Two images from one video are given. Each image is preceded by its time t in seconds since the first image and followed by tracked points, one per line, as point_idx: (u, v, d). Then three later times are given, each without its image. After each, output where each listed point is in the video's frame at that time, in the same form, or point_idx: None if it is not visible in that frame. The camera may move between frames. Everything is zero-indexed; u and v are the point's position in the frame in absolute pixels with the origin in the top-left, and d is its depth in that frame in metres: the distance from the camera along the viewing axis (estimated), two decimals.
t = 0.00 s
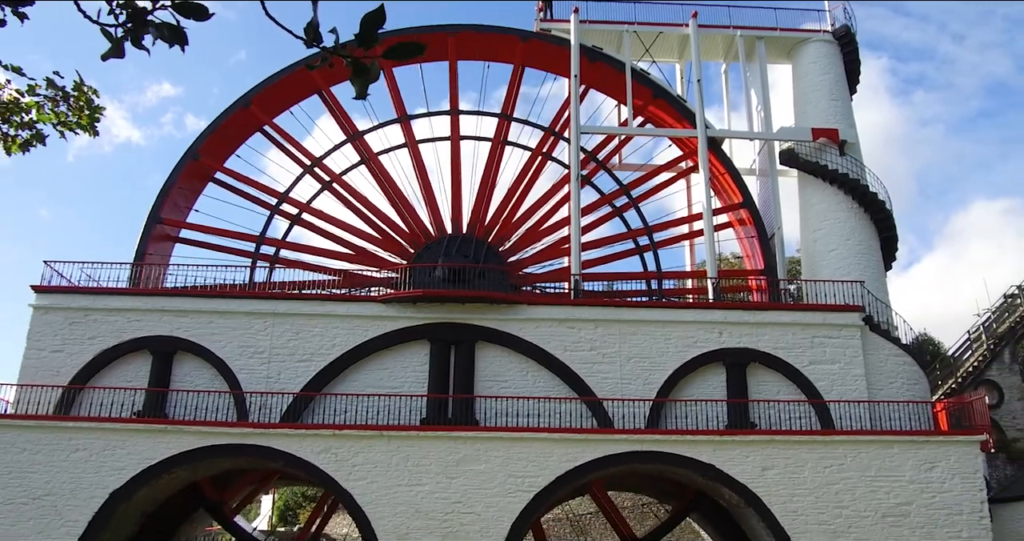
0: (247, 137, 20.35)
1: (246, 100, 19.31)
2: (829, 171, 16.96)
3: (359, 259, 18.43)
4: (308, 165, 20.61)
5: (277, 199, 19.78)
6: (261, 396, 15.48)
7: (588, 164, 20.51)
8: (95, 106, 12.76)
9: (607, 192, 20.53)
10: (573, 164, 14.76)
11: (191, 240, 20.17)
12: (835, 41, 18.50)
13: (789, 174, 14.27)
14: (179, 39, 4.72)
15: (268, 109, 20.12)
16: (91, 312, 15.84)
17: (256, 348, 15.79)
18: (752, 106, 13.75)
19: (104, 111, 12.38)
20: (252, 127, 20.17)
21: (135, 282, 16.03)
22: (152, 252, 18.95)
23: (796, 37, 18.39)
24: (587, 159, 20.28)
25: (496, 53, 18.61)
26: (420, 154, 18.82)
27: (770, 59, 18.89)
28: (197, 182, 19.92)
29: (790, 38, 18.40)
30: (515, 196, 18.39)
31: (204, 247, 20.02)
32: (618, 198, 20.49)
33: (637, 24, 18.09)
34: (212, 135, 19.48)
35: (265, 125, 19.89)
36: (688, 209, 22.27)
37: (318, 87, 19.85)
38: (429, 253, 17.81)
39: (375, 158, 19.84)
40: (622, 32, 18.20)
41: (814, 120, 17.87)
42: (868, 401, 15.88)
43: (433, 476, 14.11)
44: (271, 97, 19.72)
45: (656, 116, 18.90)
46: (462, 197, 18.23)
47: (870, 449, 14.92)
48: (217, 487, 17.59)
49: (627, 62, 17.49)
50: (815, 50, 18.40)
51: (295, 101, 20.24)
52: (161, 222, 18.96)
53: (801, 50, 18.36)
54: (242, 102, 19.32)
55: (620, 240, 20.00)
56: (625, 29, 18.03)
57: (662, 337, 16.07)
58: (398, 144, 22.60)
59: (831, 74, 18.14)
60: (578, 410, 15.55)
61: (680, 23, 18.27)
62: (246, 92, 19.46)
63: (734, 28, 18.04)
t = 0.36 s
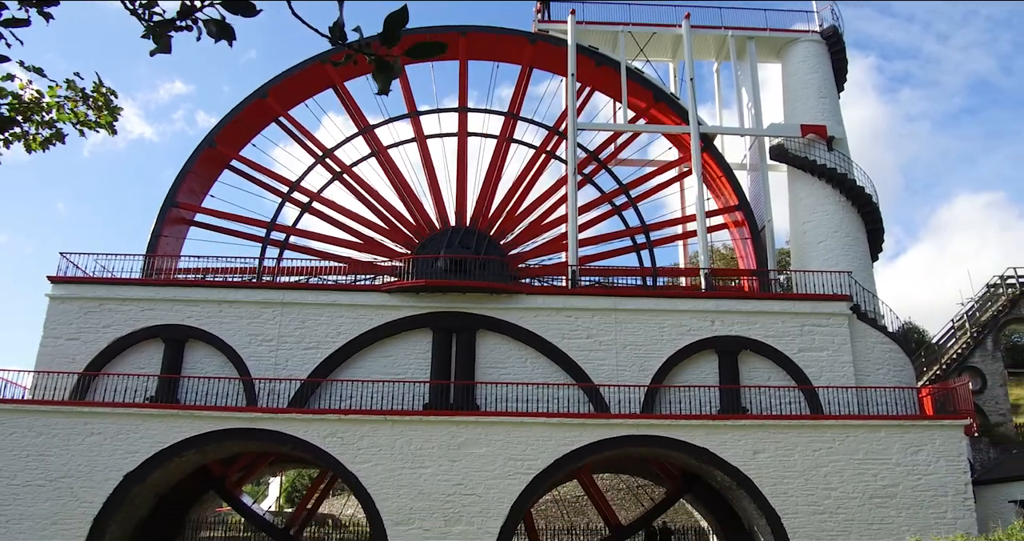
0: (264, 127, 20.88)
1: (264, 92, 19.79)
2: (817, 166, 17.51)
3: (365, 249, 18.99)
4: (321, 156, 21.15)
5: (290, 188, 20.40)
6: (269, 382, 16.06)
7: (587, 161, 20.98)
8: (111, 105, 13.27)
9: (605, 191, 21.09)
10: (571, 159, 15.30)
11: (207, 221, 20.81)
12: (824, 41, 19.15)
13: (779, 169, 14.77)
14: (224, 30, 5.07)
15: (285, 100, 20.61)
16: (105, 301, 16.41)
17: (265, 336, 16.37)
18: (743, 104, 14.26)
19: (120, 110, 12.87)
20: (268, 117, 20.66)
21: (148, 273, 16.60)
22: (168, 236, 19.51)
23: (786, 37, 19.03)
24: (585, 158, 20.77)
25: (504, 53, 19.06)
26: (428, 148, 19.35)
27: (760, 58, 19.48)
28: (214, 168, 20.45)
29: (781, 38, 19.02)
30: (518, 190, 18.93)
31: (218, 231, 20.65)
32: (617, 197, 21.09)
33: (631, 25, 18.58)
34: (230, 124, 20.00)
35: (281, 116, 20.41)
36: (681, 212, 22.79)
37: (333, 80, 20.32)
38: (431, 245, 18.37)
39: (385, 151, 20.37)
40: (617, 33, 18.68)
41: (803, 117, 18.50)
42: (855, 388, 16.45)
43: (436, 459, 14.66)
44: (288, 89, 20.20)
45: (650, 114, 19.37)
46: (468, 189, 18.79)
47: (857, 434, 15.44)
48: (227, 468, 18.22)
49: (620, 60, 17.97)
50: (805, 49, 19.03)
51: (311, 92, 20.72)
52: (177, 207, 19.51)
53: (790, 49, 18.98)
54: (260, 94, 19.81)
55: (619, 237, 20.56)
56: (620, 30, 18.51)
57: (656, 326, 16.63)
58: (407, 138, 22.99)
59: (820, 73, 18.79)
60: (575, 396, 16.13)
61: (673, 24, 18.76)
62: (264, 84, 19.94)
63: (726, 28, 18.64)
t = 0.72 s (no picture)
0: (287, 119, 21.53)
1: (286, 86, 20.39)
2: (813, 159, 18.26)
3: (380, 239, 19.64)
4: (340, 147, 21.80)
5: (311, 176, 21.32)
6: (286, 369, 16.73)
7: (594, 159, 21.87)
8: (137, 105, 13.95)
9: (613, 190, 21.92)
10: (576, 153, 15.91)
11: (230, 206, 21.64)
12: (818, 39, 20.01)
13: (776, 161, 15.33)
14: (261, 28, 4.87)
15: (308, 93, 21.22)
16: (129, 292, 17.12)
17: (282, 325, 17.05)
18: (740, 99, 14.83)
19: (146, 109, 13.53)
20: (291, 111, 21.28)
21: (170, 265, 17.30)
22: (191, 221, 20.23)
23: (780, 36, 19.96)
24: (592, 156, 21.54)
25: (519, 55, 19.65)
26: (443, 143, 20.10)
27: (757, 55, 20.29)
28: (237, 157, 21.12)
29: (776, 37, 19.96)
30: (528, 183, 19.56)
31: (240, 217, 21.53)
32: (623, 195, 21.91)
33: (632, 25, 19.27)
34: (254, 116, 20.66)
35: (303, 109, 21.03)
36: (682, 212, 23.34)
37: (354, 75, 20.89)
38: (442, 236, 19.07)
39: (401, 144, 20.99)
40: (619, 33, 19.37)
41: (800, 111, 19.25)
42: (851, 372, 17.00)
43: (446, 442, 15.24)
44: (310, 83, 20.80)
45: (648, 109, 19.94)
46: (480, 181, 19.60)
47: (853, 416, 16.00)
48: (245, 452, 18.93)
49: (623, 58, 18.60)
50: (800, 47, 19.88)
51: (332, 86, 21.31)
52: (200, 192, 20.22)
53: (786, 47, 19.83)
54: (283, 88, 20.42)
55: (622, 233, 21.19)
56: (622, 30, 19.21)
57: (658, 313, 17.24)
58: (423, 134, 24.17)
59: (814, 70, 19.63)
60: (581, 381, 16.73)
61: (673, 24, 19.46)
62: (288, 78, 20.55)
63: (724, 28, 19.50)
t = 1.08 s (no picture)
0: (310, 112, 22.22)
1: (311, 81, 21.04)
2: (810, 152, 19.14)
3: (395, 229, 20.34)
4: (359, 140, 22.59)
5: (330, 168, 22.04)
6: (304, 356, 17.43)
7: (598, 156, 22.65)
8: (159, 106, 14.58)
9: (619, 189, 22.67)
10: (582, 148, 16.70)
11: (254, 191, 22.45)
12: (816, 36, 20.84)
13: (774, 155, 15.91)
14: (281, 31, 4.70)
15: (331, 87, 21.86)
16: (153, 283, 17.88)
17: (300, 313, 17.76)
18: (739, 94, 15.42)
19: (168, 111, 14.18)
20: (314, 104, 21.95)
21: (192, 257, 18.05)
22: (216, 207, 21.02)
23: (780, 34, 20.73)
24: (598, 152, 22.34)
25: (534, 55, 20.60)
26: (458, 138, 20.88)
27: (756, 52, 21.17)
28: (261, 147, 21.86)
29: (774, 35, 20.75)
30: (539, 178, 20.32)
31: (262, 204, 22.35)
32: (629, 193, 22.63)
33: (635, 25, 20.11)
34: (278, 108, 21.30)
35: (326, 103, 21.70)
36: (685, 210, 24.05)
37: (376, 71, 21.53)
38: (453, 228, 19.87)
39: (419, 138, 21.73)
40: (622, 32, 20.22)
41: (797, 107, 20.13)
42: (850, 357, 17.54)
43: (457, 424, 15.81)
44: (334, 78, 21.43)
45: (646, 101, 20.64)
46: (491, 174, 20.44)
47: (849, 399, 16.45)
48: (266, 435, 19.71)
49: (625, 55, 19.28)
50: (798, 44, 20.74)
51: (355, 81, 21.95)
52: (225, 180, 21.00)
53: (784, 44, 20.71)
54: (307, 82, 21.07)
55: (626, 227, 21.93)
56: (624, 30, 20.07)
57: (662, 301, 17.86)
58: (440, 129, 24.62)
59: (811, 66, 20.59)
60: (587, 366, 17.26)
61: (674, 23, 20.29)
62: (312, 73, 21.19)
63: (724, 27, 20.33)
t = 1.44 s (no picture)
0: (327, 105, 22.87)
1: (329, 76, 21.64)
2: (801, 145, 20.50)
3: (405, 220, 21.01)
4: (374, 132, 23.32)
5: (344, 160, 22.83)
6: (316, 342, 18.14)
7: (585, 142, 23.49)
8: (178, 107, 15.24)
9: (621, 187, 23.42)
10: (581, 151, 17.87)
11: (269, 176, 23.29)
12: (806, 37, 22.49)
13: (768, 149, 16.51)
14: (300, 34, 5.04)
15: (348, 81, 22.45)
16: (172, 274, 18.66)
17: (312, 302, 18.51)
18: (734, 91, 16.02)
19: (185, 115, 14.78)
20: (331, 98, 22.58)
21: (208, 249, 18.78)
22: (233, 195, 21.95)
23: (770, 34, 22.39)
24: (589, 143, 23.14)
25: (545, 58, 21.78)
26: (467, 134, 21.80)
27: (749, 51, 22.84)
28: (278, 138, 22.58)
29: (766, 35, 22.40)
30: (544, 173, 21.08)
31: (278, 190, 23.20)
32: (631, 191, 23.45)
33: (634, 26, 21.76)
34: (297, 101, 21.93)
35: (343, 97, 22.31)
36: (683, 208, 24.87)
37: (392, 68, 22.10)
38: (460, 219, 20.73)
39: (430, 134, 22.46)
40: (621, 33, 21.87)
41: (789, 102, 21.69)
42: (841, 343, 18.18)
43: (463, 407, 16.46)
44: (351, 74, 21.99)
45: (644, 99, 21.90)
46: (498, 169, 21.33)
47: (840, 386, 16.71)
48: (280, 419, 20.57)
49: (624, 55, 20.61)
50: (788, 44, 22.40)
51: (372, 77, 22.52)
52: (244, 168, 21.82)
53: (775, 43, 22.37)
54: (326, 77, 21.66)
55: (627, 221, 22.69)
56: (624, 31, 21.68)
57: (660, 290, 18.55)
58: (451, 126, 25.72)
59: (803, 64, 22.07)
60: (588, 352, 17.97)
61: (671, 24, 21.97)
62: (331, 68, 21.78)
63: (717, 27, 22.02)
